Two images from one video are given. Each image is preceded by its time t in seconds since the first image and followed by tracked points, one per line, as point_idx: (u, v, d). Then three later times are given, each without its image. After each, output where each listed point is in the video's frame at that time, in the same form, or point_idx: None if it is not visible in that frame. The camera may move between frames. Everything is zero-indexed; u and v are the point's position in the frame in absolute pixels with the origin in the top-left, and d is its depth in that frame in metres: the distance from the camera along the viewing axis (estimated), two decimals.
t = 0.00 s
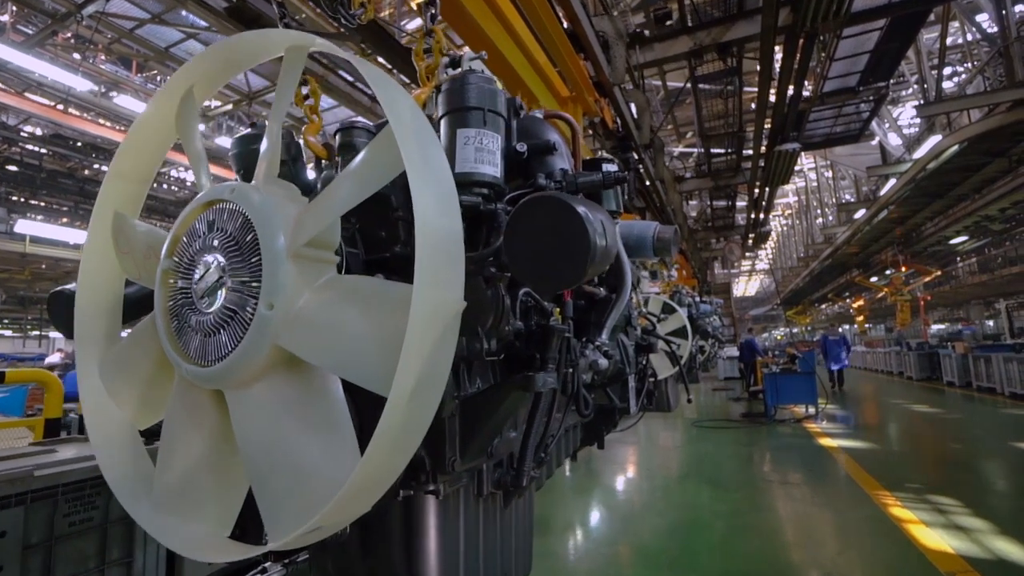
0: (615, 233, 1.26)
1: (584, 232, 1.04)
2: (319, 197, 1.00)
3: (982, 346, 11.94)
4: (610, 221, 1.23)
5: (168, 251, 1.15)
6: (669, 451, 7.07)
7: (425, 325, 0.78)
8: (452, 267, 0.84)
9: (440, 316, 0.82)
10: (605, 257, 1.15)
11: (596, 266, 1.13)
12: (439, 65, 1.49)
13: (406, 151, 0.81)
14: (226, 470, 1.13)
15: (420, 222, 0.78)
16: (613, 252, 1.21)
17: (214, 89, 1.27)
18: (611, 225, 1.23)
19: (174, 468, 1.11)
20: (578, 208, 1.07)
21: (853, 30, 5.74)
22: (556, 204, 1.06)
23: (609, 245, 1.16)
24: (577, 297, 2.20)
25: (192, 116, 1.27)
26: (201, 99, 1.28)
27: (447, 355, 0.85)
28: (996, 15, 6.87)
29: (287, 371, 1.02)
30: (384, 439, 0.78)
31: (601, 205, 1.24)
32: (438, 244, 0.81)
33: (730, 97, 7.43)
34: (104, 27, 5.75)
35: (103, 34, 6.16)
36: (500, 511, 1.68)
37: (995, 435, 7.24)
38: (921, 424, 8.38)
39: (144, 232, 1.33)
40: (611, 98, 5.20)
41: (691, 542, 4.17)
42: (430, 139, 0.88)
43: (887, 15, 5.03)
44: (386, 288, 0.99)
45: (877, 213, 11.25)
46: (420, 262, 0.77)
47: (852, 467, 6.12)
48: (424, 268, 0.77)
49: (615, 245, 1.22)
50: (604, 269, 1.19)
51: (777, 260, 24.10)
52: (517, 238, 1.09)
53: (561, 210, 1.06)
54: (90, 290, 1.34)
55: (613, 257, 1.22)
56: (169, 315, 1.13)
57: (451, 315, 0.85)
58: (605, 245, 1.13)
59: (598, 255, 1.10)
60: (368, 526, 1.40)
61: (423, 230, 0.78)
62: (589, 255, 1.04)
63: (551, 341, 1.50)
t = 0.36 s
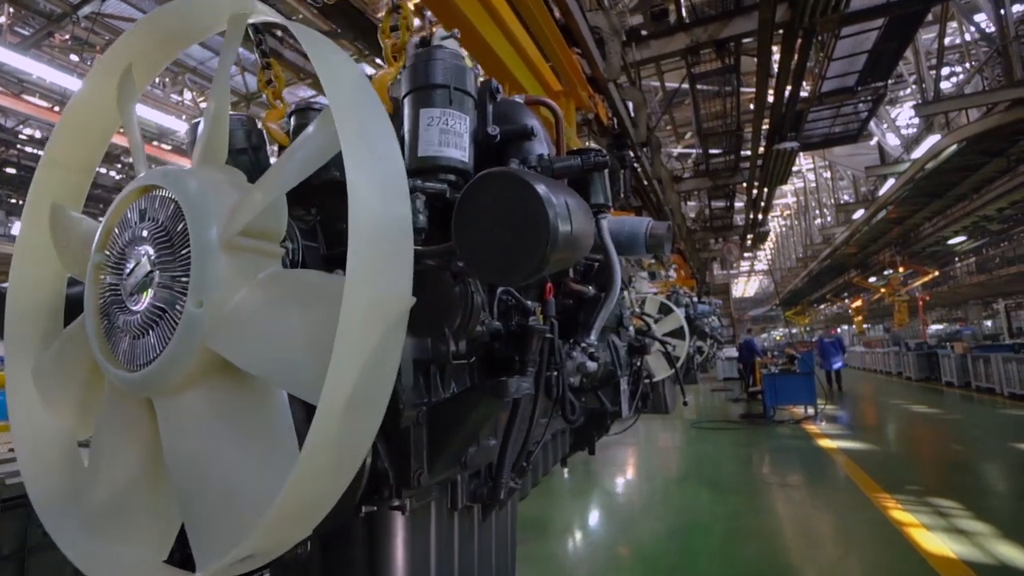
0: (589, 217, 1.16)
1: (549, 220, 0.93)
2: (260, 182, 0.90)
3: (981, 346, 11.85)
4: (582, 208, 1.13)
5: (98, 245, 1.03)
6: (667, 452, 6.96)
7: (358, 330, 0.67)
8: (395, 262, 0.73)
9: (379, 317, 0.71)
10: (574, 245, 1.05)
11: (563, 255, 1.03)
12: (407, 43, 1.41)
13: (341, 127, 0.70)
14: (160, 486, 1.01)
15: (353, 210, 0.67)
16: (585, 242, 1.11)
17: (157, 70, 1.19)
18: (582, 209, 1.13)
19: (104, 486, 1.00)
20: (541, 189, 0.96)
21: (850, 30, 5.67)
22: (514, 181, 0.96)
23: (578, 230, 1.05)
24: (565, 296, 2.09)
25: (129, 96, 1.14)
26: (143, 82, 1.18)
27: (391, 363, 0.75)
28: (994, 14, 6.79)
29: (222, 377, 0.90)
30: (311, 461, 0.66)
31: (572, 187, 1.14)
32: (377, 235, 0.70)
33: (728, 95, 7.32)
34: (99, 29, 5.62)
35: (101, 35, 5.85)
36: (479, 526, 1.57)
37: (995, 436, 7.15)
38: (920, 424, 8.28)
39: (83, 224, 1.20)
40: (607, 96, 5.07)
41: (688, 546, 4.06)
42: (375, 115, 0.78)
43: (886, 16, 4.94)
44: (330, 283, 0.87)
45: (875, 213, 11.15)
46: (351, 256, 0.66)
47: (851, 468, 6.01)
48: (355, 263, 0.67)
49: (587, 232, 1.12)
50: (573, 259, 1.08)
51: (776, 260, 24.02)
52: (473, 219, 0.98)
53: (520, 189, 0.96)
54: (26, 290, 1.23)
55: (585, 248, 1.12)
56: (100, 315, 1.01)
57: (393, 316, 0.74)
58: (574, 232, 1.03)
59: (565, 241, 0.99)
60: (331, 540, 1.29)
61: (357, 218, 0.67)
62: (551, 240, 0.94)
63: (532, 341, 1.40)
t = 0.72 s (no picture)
0: (549, 203, 1.08)
1: (491, 209, 0.86)
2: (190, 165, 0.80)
3: (980, 347, 11.77)
4: (540, 193, 1.05)
5: (20, 240, 0.93)
6: (665, 454, 6.85)
7: (274, 339, 0.61)
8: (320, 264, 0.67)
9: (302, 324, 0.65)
10: (528, 235, 0.97)
11: (515, 246, 0.95)
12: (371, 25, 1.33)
13: (261, 107, 0.62)
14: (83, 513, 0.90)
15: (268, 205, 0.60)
16: (543, 232, 1.03)
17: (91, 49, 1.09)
18: (539, 194, 1.04)
19: (23, 510, 0.90)
20: (483, 171, 0.87)
21: (848, 30, 5.61)
22: (451, 162, 0.88)
23: (531, 219, 0.97)
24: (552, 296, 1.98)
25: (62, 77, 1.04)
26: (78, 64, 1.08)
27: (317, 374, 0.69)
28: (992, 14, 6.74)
29: (145, 386, 0.80)
30: (220, 488, 0.58)
31: (527, 169, 1.06)
32: (298, 233, 0.63)
33: (726, 94, 7.23)
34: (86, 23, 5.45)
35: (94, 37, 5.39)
36: (454, 543, 1.46)
37: (994, 438, 7.07)
38: (919, 425, 8.19)
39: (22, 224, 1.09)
40: (602, 94, 4.96)
41: (684, 551, 3.95)
42: (307, 95, 0.70)
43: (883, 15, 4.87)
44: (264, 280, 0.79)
45: (873, 215, 11.07)
46: (261, 259, 0.59)
47: (850, 471, 5.90)
48: (268, 265, 0.60)
49: (546, 220, 1.04)
50: (529, 249, 1.00)
51: (774, 262, 23.95)
52: (412, 210, 0.91)
53: (458, 173, 0.87)
54: None
55: (544, 238, 1.04)
56: (19, 318, 0.91)
57: (318, 323, 0.68)
58: (525, 221, 0.95)
59: (513, 230, 0.91)
60: (288, 556, 1.19)
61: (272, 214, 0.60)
62: (493, 229, 0.86)
63: (509, 345, 1.30)
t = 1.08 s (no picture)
0: (505, 189, 1.01)
1: (423, 197, 0.79)
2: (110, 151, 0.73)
3: (979, 348, 11.71)
4: (493, 179, 0.98)
5: None
6: (662, 457, 6.75)
7: (182, 346, 0.54)
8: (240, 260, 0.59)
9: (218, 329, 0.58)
10: (476, 226, 0.91)
11: (458, 237, 0.88)
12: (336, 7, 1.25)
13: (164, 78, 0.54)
14: None
15: (167, 191, 0.52)
16: (494, 223, 0.96)
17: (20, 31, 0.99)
18: (491, 178, 0.98)
19: None
20: (416, 152, 0.81)
21: (846, 30, 5.56)
22: (377, 140, 0.81)
23: (477, 207, 0.90)
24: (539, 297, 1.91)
25: None
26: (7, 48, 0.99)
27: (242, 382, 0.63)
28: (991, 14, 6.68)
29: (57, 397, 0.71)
30: (115, 515, 0.52)
31: (479, 151, 0.99)
32: (210, 225, 0.56)
33: (723, 94, 7.14)
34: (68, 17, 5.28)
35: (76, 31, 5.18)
36: (430, 559, 1.36)
37: (994, 440, 6.99)
38: (917, 427, 8.12)
39: None
40: (597, 92, 4.87)
41: (679, 556, 3.85)
42: (227, 66, 0.62)
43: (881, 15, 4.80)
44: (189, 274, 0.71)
45: (871, 215, 11.01)
46: (157, 256, 0.51)
47: (849, 475, 5.82)
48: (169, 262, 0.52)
49: (498, 208, 0.97)
50: (476, 239, 0.93)
51: (773, 263, 23.87)
52: (339, 197, 0.85)
53: (386, 154, 0.81)
54: None
55: (496, 228, 0.97)
56: None
57: (241, 325, 0.61)
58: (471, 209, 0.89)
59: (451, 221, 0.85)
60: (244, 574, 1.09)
61: (172, 203, 0.52)
62: (424, 216, 0.79)
63: (486, 348, 1.21)
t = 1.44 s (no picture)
0: (457, 169, 0.93)
1: (346, 166, 0.72)
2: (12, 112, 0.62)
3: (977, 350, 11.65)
4: (442, 152, 0.90)
5: None
6: (660, 460, 6.65)
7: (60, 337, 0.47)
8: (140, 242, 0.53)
9: (116, 326, 0.52)
10: (419, 206, 0.83)
11: (400, 217, 0.81)
12: None
13: (41, 21, 0.47)
14: None
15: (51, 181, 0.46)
16: (443, 204, 0.88)
17: None
18: (440, 155, 0.90)
19: None
20: (337, 115, 0.73)
21: (845, 31, 5.51)
22: (290, 98, 0.74)
23: (419, 183, 0.83)
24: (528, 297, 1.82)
25: None
26: None
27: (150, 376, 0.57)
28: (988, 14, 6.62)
29: None
30: None
31: (429, 121, 0.91)
32: (105, 226, 0.50)
33: (721, 93, 7.05)
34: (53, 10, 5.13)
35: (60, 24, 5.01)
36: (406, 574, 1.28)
37: (993, 442, 6.91)
38: (915, 429, 8.05)
39: None
40: (593, 89, 4.77)
41: (675, 562, 3.76)
42: (149, 40, 0.56)
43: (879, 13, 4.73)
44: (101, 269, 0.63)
45: (869, 217, 10.95)
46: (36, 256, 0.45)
47: (847, 477, 5.73)
48: (54, 266, 0.47)
49: (447, 187, 0.89)
50: (419, 222, 0.85)
51: (771, 264, 23.83)
52: (251, 164, 0.76)
53: (300, 117, 0.73)
54: None
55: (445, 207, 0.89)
56: None
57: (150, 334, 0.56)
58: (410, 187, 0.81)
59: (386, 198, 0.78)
60: None
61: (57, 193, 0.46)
62: (347, 192, 0.72)
63: (465, 352, 1.14)
